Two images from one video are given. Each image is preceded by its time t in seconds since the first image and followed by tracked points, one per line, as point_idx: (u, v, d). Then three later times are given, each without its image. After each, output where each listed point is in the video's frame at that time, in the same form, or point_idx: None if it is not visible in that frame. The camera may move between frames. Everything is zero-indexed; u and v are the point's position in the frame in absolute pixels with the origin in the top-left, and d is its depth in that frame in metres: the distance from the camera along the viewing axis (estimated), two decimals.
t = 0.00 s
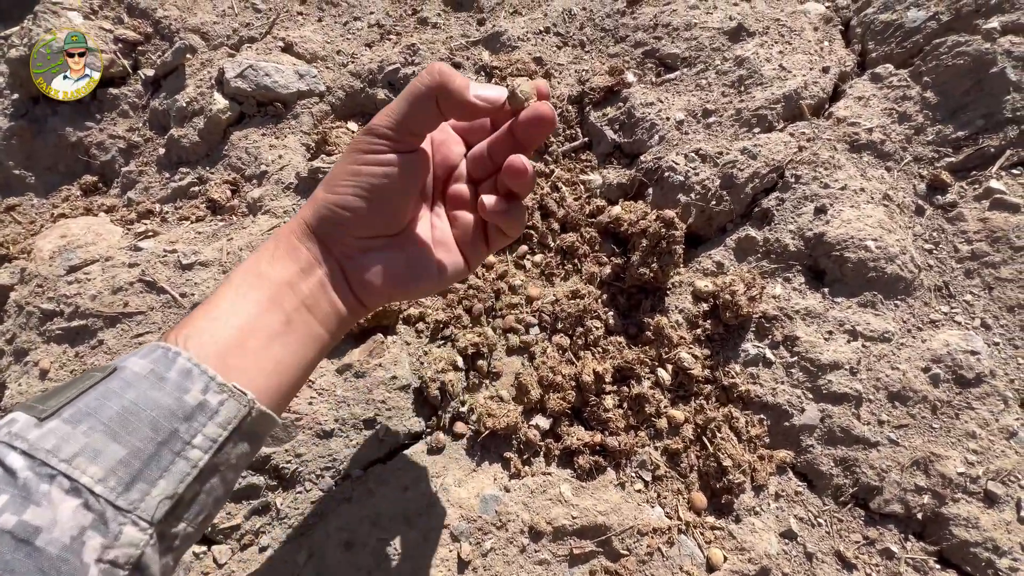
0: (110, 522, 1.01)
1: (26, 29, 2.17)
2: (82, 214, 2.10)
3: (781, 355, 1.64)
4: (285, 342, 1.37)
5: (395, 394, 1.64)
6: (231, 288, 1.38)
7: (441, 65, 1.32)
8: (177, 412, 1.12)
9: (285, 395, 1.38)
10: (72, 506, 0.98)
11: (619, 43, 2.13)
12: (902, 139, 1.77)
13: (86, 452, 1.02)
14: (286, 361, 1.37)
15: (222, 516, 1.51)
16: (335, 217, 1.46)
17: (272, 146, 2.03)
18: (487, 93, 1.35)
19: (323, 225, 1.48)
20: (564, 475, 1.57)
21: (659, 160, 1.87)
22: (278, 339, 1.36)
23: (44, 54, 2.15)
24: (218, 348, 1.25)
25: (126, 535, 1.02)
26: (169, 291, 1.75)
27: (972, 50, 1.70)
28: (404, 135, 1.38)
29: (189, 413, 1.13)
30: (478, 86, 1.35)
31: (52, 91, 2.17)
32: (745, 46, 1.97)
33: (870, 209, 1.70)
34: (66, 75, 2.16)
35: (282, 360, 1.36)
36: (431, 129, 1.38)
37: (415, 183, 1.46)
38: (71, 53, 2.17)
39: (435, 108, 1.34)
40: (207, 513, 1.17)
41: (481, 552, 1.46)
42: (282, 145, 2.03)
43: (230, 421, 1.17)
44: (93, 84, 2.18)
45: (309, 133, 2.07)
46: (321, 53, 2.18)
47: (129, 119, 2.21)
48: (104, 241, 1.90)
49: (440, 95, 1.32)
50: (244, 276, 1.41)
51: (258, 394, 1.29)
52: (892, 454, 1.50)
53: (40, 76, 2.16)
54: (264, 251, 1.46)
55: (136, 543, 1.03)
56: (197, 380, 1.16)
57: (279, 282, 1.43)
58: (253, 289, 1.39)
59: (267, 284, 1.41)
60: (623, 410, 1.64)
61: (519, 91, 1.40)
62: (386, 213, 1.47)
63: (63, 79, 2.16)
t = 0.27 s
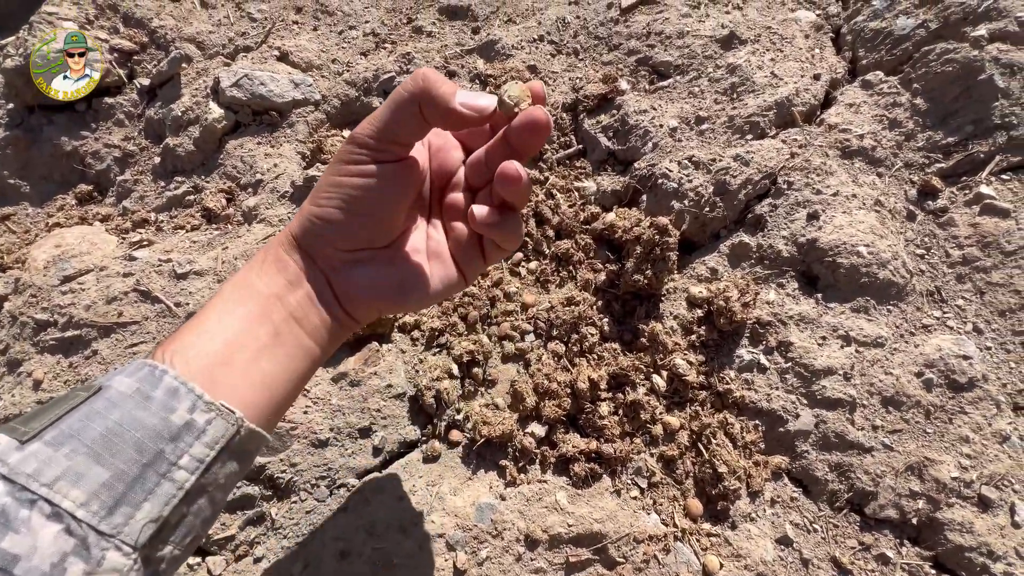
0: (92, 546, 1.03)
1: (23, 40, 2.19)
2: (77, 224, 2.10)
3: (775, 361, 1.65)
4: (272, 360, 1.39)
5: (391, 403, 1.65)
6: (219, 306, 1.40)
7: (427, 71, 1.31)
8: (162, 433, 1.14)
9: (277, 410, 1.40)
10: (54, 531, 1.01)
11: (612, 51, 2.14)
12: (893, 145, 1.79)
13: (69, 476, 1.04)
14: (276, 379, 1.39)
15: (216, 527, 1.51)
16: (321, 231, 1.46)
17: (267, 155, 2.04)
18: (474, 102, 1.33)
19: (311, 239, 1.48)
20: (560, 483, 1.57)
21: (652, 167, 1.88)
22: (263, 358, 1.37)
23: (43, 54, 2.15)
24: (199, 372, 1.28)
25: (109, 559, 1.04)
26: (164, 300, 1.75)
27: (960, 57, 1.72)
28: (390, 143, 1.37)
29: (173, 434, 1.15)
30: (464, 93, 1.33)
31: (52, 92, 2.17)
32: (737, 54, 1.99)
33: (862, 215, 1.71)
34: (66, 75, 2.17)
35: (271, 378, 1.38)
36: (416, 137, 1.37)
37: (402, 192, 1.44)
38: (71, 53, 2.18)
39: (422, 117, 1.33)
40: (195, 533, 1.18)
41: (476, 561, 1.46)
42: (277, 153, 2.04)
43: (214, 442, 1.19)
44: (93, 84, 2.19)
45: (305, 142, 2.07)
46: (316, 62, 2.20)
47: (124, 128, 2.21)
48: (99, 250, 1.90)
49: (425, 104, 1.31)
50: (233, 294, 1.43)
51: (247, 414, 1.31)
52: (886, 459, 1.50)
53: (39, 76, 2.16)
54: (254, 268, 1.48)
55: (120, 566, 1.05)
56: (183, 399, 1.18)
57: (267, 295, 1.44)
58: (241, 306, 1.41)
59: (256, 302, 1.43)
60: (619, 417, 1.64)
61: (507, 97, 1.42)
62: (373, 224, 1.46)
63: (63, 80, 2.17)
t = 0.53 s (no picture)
0: None
1: (15, 50, 2.19)
2: (69, 232, 2.10)
3: (764, 365, 1.65)
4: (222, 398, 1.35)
5: (383, 410, 1.66)
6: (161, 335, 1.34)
7: (435, 55, 1.20)
8: (81, 506, 1.06)
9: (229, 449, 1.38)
10: None
11: (602, 58, 2.16)
12: (879, 150, 1.80)
13: None
14: (225, 417, 1.36)
15: (206, 536, 1.54)
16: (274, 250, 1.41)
17: (259, 163, 2.05)
18: (493, 88, 1.23)
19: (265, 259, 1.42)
20: (551, 489, 1.57)
21: (641, 173, 1.89)
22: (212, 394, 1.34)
23: (43, 55, 2.16)
24: (139, 413, 1.23)
25: None
26: (155, 309, 1.75)
27: (944, 63, 1.74)
28: (382, 141, 1.29)
29: (94, 506, 1.07)
30: (485, 77, 1.23)
31: (52, 92, 2.16)
32: (725, 61, 2.01)
33: (849, 219, 1.72)
34: (66, 75, 2.17)
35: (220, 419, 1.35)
36: (411, 134, 1.29)
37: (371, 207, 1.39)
38: (70, 53, 2.19)
39: (426, 109, 1.24)
40: None
41: (467, 568, 1.46)
42: (269, 161, 2.05)
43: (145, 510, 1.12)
44: (93, 84, 2.21)
45: (296, 149, 2.08)
46: (308, 70, 2.21)
47: (116, 136, 2.22)
48: (90, 259, 1.91)
49: (433, 95, 1.21)
50: (174, 320, 1.36)
51: (188, 461, 1.28)
52: (875, 462, 1.51)
53: (39, 76, 2.15)
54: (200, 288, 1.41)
55: None
56: (106, 463, 1.10)
57: (230, 318, 1.39)
58: (186, 336, 1.35)
59: (201, 330, 1.37)
60: (609, 422, 1.64)
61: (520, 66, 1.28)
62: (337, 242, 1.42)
63: (63, 79, 2.17)
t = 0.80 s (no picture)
0: None
1: (3, 58, 2.17)
2: (57, 240, 2.09)
3: (756, 370, 1.65)
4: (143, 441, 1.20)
5: (372, 419, 1.66)
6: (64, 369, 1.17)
7: (441, 31, 0.99)
8: None
9: (160, 495, 1.24)
10: None
11: (592, 63, 2.16)
12: (868, 155, 1.81)
13: None
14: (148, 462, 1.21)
15: (193, 548, 1.53)
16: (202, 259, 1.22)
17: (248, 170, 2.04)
18: (517, 68, 0.99)
19: (188, 269, 1.23)
20: (541, 497, 1.56)
21: (631, 179, 1.89)
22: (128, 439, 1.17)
23: (44, 55, 2.16)
24: (41, 467, 1.09)
25: None
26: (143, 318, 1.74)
27: (931, 69, 1.76)
28: (365, 133, 1.11)
29: None
30: (505, 51, 0.99)
31: (52, 92, 2.16)
32: (714, 66, 2.01)
33: (839, 224, 1.72)
34: (66, 75, 2.18)
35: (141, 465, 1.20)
36: (401, 126, 1.10)
37: (330, 204, 1.22)
38: (70, 53, 2.20)
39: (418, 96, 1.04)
40: None
41: None
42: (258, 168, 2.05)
43: None
44: (93, 84, 2.22)
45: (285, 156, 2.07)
46: (298, 77, 2.21)
47: (105, 144, 2.20)
48: (77, 268, 1.90)
49: (436, 85, 1.01)
50: (78, 348, 1.20)
51: (106, 518, 1.15)
52: (866, 468, 1.50)
53: (39, 76, 2.15)
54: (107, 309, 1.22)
55: None
56: None
57: (152, 345, 1.20)
58: (101, 366, 1.18)
59: (110, 360, 1.19)
60: (600, 430, 1.63)
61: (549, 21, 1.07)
62: (289, 246, 1.24)
63: (63, 79, 2.17)
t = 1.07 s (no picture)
0: None
1: None
2: (50, 242, 2.08)
3: (753, 369, 1.64)
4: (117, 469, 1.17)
5: (367, 420, 1.65)
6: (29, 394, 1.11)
7: (469, 63, 0.98)
8: None
9: (135, 518, 1.23)
10: None
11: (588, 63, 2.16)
12: (863, 153, 1.81)
13: None
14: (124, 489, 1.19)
15: (187, 551, 1.52)
16: (179, 284, 1.14)
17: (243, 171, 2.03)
18: (544, 104, 1.01)
19: (166, 294, 1.15)
20: (538, 497, 1.55)
21: (627, 178, 1.89)
22: (103, 471, 1.14)
23: (43, 54, 2.17)
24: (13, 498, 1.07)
25: None
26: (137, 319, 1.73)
27: (925, 67, 1.76)
28: (375, 157, 1.09)
29: None
30: (531, 82, 1.01)
31: (52, 92, 2.15)
32: (709, 65, 2.01)
33: (834, 222, 1.72)
34: (66, 75, 2.18)
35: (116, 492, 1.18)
36: (412, 151, 1.09)
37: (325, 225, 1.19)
38: (70, 53, 2.21)
39: (441, 124, 1.02)
40: None
41: None
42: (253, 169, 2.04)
43: None
44: (93, 84, 2.21)
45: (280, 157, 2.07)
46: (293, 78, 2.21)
47: (99, 146, 2.20)
48: (71, 270, 1.89)
49: (459, 119, 1.01)
50: (45, 373, 1.13)
51: (83, 542, 1.14)
52: (863, 466, 1.50)
53: (39, 76, 2.14)
54: (74, 332, 1.14)
55: None
56: None
57: (137, 371, 1.15)
58: (78, 393, 1.13)
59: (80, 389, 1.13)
60: (597, 429, 1.63)
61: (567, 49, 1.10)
62: (283, 266, 1.20)
63: (63, 79, 2.17)
